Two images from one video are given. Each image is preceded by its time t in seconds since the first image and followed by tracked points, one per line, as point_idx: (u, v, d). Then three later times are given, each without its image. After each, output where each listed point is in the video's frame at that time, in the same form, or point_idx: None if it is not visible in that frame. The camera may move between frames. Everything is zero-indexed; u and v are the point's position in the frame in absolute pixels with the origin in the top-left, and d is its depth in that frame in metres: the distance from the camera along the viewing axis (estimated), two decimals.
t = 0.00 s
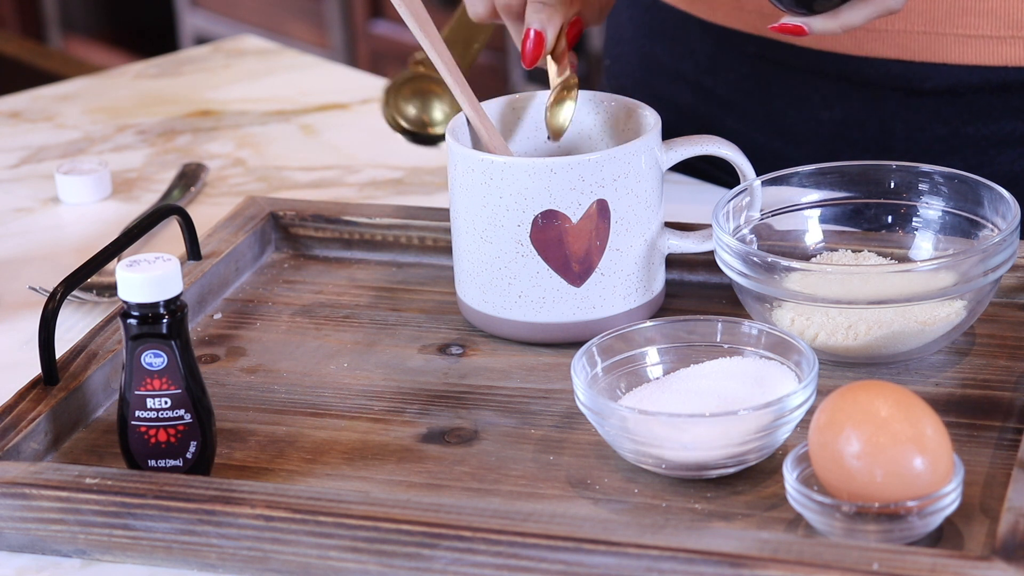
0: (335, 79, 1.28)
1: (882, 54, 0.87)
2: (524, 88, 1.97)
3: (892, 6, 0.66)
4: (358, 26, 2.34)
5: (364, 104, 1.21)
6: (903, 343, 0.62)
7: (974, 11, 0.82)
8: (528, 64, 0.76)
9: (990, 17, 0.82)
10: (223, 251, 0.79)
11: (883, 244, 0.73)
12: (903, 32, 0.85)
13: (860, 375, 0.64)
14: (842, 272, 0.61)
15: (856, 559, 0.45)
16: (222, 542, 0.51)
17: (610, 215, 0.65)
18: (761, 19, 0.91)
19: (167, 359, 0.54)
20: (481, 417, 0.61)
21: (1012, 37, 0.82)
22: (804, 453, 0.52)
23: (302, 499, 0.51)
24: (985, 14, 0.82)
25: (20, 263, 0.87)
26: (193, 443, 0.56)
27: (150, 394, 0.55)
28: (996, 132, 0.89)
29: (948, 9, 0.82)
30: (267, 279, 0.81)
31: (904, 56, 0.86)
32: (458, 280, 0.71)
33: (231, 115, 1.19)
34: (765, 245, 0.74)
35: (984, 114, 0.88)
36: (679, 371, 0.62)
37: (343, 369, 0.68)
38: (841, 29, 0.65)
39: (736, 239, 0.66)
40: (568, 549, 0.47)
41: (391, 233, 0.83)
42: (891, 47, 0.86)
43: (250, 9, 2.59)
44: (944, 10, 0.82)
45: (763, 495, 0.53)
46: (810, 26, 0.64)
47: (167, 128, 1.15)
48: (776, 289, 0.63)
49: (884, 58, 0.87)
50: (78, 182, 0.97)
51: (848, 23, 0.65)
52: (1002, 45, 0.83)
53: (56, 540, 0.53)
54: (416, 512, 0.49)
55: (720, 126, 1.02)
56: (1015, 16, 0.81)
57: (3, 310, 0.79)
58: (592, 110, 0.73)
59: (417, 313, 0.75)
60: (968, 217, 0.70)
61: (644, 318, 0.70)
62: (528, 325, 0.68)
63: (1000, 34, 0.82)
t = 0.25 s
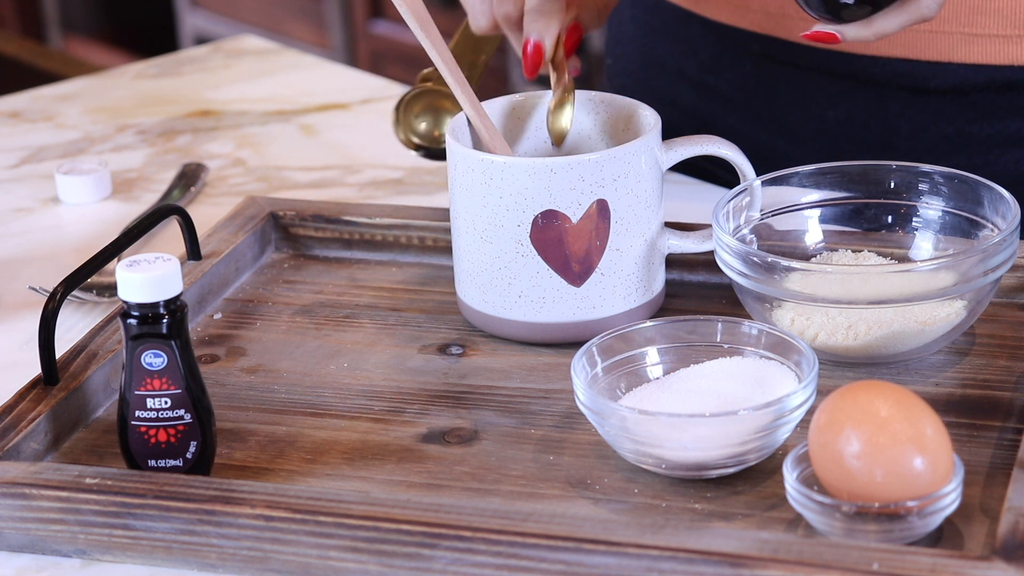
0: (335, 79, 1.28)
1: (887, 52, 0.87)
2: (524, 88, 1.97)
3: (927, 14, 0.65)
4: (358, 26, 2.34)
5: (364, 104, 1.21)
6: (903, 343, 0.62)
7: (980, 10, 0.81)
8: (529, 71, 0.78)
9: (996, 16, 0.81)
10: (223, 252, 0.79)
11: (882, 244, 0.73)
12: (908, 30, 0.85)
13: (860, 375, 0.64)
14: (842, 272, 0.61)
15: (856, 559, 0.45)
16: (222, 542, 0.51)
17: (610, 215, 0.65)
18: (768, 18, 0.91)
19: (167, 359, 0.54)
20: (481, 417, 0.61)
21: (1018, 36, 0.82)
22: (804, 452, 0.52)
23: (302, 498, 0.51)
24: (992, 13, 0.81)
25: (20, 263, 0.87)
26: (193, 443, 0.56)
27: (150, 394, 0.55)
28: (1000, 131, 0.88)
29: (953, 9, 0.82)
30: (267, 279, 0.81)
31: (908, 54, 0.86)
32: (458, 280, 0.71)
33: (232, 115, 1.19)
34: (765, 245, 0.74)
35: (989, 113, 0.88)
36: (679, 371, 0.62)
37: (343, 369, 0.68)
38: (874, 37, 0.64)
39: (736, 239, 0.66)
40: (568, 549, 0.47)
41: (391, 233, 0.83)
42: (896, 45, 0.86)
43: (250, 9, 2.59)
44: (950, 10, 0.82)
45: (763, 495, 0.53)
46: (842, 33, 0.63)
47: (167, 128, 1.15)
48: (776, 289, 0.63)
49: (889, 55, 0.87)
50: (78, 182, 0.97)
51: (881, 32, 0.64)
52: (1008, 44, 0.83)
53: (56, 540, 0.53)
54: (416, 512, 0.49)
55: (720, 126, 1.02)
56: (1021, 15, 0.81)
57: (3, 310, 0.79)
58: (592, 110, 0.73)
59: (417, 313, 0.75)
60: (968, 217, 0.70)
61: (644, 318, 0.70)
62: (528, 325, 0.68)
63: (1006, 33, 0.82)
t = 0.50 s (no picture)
0: (336, 79, 1.28)
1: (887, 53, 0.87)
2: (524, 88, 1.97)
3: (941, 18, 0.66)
4: (358, 25, 2.34)
5: (364, 104, 1.21)
6: (903, 342, 0.62)
7: (981, 11, 0.81)
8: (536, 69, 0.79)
9: (997, 16, 0.81)
10: (223, 252, 0.79)
11: (882, 244, 0.73)
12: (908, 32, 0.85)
13: (860, 375, 0.64)
14: (842, 272, 0.61)
15: (856, 559, 0.45)
16: (222, 542, 0.51)
17: (610, 215, 0.65)
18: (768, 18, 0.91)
19: (167, 359, 0.54)
20: (481, 417, 0.61)
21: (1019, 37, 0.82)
22: (803, 452, 0.52)
23: (302, 498, 0.51)
24: (993, 13, 0.81)
25: (20, 263, 0.87)
26: (193, 443, 0.56)
27: (151, 394, 0.55)
28: (1000, 132, 0.89)
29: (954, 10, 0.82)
30: (267, 279, 0.81)
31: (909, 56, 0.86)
32: (458, 280, 0.71)
33: (232, 115, 1.19)
34: (765, 245, 0.74)
35: (990, 113, 0.88)
36: (679, 371, 0.62)
37: (343, 369, 0.68)
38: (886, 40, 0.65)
39: (736, 239, 0.66)
40: (568, 549, 0.47)
41: (391, 233, 0.83)
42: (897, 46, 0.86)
43: (250, 9, 2.59)
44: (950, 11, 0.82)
45: (763, 495, 0.53)
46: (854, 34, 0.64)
47: (167, 128, 1.15)
48: (776, 289, 0.63)
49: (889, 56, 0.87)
50: (78, 182, 0.97)
51: (893, 35, 0.65)
52: (1009, 44, 0.82)
53: (56, 540, 0.53)
54: (416, 512, 0.49)
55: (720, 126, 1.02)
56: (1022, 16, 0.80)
57: (3, 310, 0.79)
58: (592, 110, 0.73)
59: (417, 313, 0.75)
60: (968, 217, 0.70)
61: (644, 317, 0.70)
62: (529, 325, 0.68)
63: (1007, 33, 0.82)
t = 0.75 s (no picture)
0: (336, 79, 1.28)
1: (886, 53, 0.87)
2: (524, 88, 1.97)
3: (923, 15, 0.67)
4: (358, 25, 2.34)
5: (364, 104, 1.21)
6: (903, 343, 0.62)
7: (981, 11, 0.82)
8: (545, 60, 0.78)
9: (995, 17, 0.82)
10: (223, 251, 0.79)
11: (882, 244, 0.73)
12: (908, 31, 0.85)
13: (860, 375, 0.64)
14: (842, 272, 0.61)
15: (856, 559, 0.45)
16: (222, 542, 0.51)
17: (610, 215, 0.65)
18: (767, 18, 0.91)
19: (167, 359, 0.54)
20: (481, 417, 0.61)
21: (1018, 37, 0.82)
22: (803, 452, 0.52)
23: (302, 498, 0.51)
24: (992, 13, 0.82)
25: (20, 263, 0.87)
26: (193, 443, 0.56)
27: (150, 394, 0.55)
28: (1000, 132, 0.88)
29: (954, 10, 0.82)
30: (267, 279, 0.81)
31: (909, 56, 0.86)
32: (458, 280, 0.71)
33: (232, 115, 1.19)
34: (765, 245, 0.74)
35: (990, 114, 0.88)
36: (679, 371, 0.62)
37: (343, 369, 0.68)
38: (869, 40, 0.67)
39: (736, 239, 0.66)
40: (568, 549, 0.47)
41: (392, 233, 0.83)
42: (896, 46, 0.86)
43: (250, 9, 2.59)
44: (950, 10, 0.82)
45: (763, 495, 0.53)
46: (839, 34, 0.66)
47: (167, 128, 1.15)
48: (776, 289, 0.63)
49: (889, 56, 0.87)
50: (78, 182, 0.97)
51: (876, 33, 0.67)
52: (1008, 45, 0.83)
53: (56, 540, 0.53)
54: (417, 512, 0.49)
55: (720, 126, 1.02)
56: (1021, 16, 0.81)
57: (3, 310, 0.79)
58: (592, 110, 0.73)
59: (417, 313, 0.75)
60: (968, 217, 0.70)
61: (644, 317, 0.70)
62: (529, 325, 0.68)
63: (1006, 34, 0.82)
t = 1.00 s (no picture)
0: (336, 79, 1.28)
1: (885, 53, 0.87)
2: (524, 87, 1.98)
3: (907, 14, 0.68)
4: (358, 25, 2.34)
5: (363, 104, 1.21)
6: (903, 343, 0.62)
7: (979, 11, 0.82)
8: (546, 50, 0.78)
9: (993, 17, 0.82)
10: (223, 251, 0.79)
11: (882, 244, 0.73)
12: (906, 32, 0.85)
13: (860, 375, 0.64)
14: (842, 272, 0.61)
15: (856, 559, 0.45)
16: (222, 543, 0.51)
17: (610, 215, 0.65)
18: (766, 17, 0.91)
19: (167, 359, 0.54)
20: (481, 417, 0.61)
21: (1017, 37, 0.82)
22: (804, 453, 0.52)
23: (302, 499, 0.51)
24: (991, 14, 0.82)
25: (20, 263, 0.87)
26: (193, 443, 0.56)
27: (150, 394, 0.55)
28: (1000, 132, 0.88)
29: (952, 9, 0.83)
30: (267, 279, 0.81)
31: (908, 56, 0.86)
32: (458, 280, 0.71)
33: (232, 115, 1.19)
34: (765, 245, 0.74)
35: (990, 114, 0.88)
36: (679, 371, 0.62)
37: (343, 369, 0.68)
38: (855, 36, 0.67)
39: (736, 239, 0.66)
40: (568, 549, 0.47)
41: (391, 233, 0.83)
42: (895, 47, 0.86)
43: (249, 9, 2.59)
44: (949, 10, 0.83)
45: (763, 495, 0.53)
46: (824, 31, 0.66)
47: (167, 128, 1.15)
48: (776, 289, 0.63)
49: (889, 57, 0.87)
50: (78, 182, 0.97)
51: (863, 30, 0.67)
52: (1008, 45, 0.83)
53: (56, 540, 0.53)
54: (416, 512, 0.49)
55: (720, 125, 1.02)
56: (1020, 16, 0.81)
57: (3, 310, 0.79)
58: (592, 110, 0.73)
59: (417, 313, 0.75)
60: (968, 217, 0.70)
61: (644, 317, 0.70)
62: (528, 325, 0.68)
63: (1005, 34, 0.82)
